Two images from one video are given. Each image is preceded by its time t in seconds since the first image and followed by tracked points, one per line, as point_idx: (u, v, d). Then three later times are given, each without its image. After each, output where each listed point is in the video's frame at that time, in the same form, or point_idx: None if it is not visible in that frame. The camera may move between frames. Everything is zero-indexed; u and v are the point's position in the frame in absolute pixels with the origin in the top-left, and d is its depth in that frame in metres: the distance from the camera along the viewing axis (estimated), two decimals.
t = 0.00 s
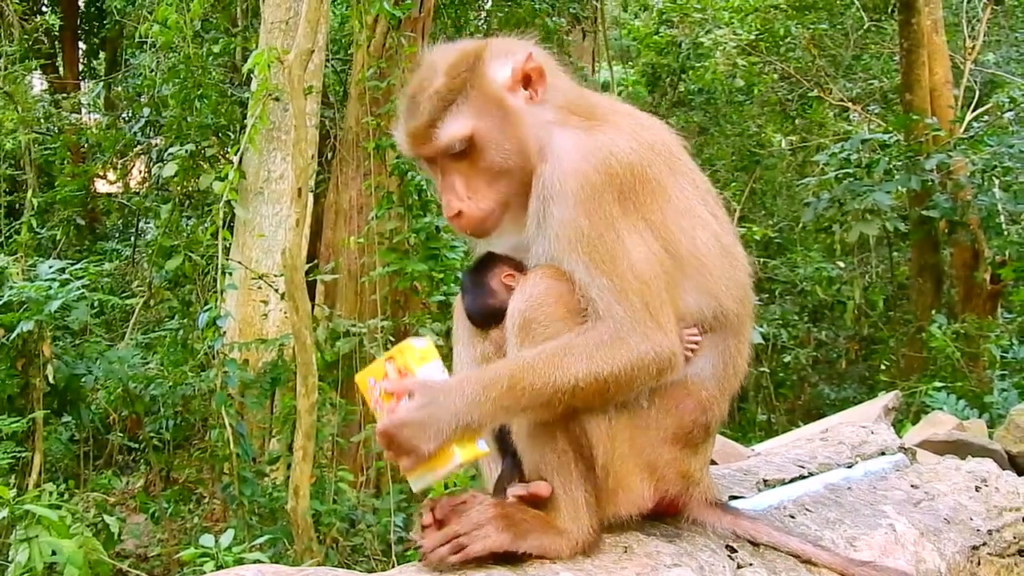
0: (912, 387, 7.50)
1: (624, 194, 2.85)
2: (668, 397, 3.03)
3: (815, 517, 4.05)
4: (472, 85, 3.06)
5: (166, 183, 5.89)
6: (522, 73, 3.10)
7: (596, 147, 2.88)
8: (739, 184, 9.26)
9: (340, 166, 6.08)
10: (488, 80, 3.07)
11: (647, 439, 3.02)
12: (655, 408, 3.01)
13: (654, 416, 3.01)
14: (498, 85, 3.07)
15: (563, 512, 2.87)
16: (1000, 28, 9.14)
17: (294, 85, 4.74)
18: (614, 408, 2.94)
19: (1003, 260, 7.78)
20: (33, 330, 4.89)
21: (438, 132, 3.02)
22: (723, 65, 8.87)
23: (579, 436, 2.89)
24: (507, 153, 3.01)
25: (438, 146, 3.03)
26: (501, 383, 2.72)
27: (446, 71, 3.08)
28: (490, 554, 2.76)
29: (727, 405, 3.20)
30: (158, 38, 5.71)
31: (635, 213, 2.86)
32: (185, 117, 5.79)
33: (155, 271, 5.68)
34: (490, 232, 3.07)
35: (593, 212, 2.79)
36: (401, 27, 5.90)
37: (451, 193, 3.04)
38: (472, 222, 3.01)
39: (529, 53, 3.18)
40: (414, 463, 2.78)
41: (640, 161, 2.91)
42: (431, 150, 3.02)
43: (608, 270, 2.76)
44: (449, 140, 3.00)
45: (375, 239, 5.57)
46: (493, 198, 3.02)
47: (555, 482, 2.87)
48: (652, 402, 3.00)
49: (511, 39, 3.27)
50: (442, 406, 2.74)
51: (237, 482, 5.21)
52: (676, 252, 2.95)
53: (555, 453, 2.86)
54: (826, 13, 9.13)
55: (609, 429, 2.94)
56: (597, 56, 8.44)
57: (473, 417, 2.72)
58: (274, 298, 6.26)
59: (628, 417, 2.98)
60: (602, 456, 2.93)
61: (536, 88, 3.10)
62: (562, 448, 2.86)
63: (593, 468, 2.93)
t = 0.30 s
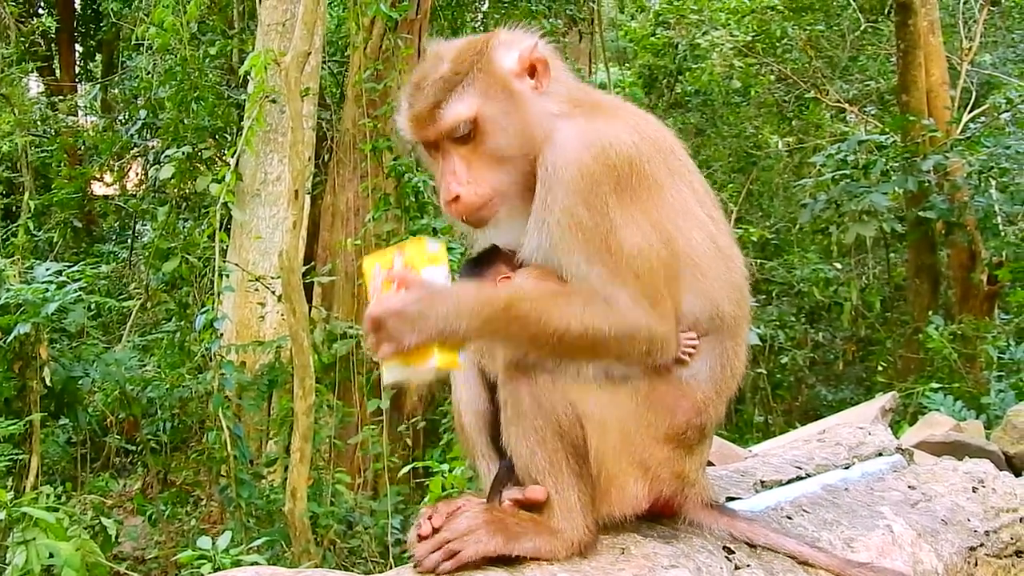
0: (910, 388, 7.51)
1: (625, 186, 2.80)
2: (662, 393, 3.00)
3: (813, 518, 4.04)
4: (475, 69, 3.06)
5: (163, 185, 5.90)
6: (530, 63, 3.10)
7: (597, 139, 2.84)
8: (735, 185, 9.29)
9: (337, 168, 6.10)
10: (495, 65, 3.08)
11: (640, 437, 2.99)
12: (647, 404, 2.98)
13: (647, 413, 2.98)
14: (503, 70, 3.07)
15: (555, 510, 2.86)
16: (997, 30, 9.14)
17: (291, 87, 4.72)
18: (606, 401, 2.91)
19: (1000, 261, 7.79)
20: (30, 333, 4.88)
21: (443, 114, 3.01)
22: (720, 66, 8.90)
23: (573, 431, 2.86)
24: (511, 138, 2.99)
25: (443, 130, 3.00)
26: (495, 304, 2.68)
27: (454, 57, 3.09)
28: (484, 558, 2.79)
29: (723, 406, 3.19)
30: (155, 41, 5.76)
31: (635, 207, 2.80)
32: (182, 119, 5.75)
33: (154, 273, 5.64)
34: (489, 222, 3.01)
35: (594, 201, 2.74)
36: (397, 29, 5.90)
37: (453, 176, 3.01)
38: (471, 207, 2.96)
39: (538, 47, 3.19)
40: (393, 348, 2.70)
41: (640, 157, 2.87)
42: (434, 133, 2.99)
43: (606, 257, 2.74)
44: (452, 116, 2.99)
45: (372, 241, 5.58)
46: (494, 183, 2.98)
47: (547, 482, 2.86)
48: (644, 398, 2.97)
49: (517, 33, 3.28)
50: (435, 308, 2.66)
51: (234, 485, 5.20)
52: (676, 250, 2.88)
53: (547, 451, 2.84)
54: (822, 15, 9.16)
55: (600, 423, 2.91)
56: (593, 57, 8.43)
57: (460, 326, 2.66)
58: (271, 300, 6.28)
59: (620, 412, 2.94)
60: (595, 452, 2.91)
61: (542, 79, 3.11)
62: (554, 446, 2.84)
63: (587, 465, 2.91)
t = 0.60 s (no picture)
0: (907, 389, 7.53)
1: (635, 166, 2.90)
2: (661, 388, 2.95)
3: (811, 519, 4.04)
4: (521, 22, 3.23)
5: (161, 186, 5.89)
6: (568, 39, 3.28)
7: (616, 117, 2.92)
8: (734, 185, 9.25)
9: (335, 168, 6.12)
10: (536, 27, 3.26)
11: (640, 437, 2.93)
12: (648, 403, 2.92)
13: (648, 413, 2.93)
14: (543, 32, 3.25)
15: (553, 512, 2.79)
16: (994, 30, 9.16)
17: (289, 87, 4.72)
18: (609, 398, 2.85)
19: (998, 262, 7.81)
20: (27, 333, 4.87)
21: (475, 49, 3.18)
22: (718, 67, 8.95)
23: (574, 430, 2.79)
24: (531, 89, 3.12)
25: (470, 62, 3.18)
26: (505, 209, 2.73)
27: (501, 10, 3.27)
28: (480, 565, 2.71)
29: (721, 406, 3.16)
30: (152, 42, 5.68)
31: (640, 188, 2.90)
32: (180, 120, 5.75)
33: (151, 273, 5.63)
34: (486, 165, 3.04)
35: (603, 175, 2.85)
36: (395, 30, 5.92)
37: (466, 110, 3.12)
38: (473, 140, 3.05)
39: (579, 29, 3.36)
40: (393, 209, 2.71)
41: (653, 144, 2.95)
42: (460, 61, 3.17)
43: (610, 227, 2.87)
44: (484, 53, 3.15)
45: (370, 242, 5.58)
46: (502, 124, 3.09)
47: (544, 481, 2.78)
48: (646, 397, 2.91)
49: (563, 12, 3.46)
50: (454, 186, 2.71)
51: (232, 485, 5.19)
52: (672, 238, 2.97)
53: (547, 450, 2.76)
54: (821, 15, 9.20)
55: (602, 422, 2.83)
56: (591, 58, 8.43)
57: (464, 218, 2.71)
58: (269, 301, 6.29)
59: (622, 410, 2.88)
60: (595, 452, 2.84)
61: (573, 55, 3.27)
62: (554, 447, 2.77)
63: (586, 464, 2.84)
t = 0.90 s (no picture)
0: (904, 390, 7.55)
1: (627, 151, 2.81)
2: (661, 389, 2.95)
3: (809, 520, 4.04)
4: None
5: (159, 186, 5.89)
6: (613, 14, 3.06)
7: (626, 103, 2.81)
8: (732, 187, 9.40)
9: (334, 169, 6.17)
10: None
11: (638, 436, 2.93)
12: (647, 402, 2.91)
13: (648, 412, 2.92)
14: None
15: (551, 514, 2.79)
16: (993, 32, 9.17)
17: (287, 87, 4.70)
18: (606, 397, 2.83)
19: (996, 263, 7.81)
20: (25, 333, 4.86)
21: None
22: (717, 69, 8.67)
23: (569, 430, 2.78)
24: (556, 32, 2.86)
25: None
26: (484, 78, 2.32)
27: None
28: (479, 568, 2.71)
29: (717, 402, 3.17)
30: (151, 41, 5.72)
31: (620, 173, 2.83)
32: (178, 120, 5.76)
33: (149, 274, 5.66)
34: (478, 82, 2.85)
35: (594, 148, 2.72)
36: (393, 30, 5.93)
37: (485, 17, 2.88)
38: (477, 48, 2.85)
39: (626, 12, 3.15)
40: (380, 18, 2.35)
41: (656, 140, 2.87)
42: None
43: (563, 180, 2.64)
44: None
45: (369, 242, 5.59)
46: (510, 45, 2.87)
47: (541, 482, 2.78)
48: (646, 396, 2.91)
49: None
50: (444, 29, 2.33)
51: (229, 485, 5.19)
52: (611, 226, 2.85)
53: (544, 451, 2.76)
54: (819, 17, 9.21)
55: (598, 421, 2.82)
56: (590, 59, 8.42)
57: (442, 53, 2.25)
58: (267, 301, 6.30)
59: (620, 408, 2.87)
60: (592, 451, 2.84)
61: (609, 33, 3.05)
62: (554, 448, 2.77)
63: (584, 464, 2.84)
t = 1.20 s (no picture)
0: (901, 389, 7.57)
1: (616, 125, 2.83)
2: (660, 390, 2.91)
3: (805, 520, 4.04)
4: None
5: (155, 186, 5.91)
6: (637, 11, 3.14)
7: (627, 88, 2.86)
8: (728, 187, 9.43)
9: (330, 170, 6.16)
10: None
11: (638, 437, 2.91)
12: (647, 403, 2.89)
13: (648, 413, 2.90)
14: None
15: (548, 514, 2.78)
16: (989, 32, 9.18)
17: (285, 87, 4.70)
18: (604, 395, 2.82)
19: (992, 263, 7.82)
20: (22, 335, 4.85)
21: None
22: (713, 68, 8.82)
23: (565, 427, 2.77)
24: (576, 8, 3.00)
25: None
26: None
27: None
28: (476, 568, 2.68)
29: (714, 401, 3.16)
30: (148, 42, 5.72)
31: (604, 145, 2.85)
32: (174, 120, 5.77)
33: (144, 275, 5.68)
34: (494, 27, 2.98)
35: (580, 110, 2.77)
36: (389, 31, 5.94)
37: None
38: None
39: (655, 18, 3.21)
40: None
41: (653, 129, 2.90)
42: None
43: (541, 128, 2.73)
44: None
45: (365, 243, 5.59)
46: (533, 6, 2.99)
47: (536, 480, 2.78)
48: (647, 398, 2.88)
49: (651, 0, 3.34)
50: None
51: (226, 486, 5.18)
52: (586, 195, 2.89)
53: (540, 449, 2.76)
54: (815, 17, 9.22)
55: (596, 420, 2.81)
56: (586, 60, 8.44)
57: None
58: (263, 302, 6.30)
59: (620, 409, 2.86)
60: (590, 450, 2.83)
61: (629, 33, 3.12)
62: (551, 448, 2.78)
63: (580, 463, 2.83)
